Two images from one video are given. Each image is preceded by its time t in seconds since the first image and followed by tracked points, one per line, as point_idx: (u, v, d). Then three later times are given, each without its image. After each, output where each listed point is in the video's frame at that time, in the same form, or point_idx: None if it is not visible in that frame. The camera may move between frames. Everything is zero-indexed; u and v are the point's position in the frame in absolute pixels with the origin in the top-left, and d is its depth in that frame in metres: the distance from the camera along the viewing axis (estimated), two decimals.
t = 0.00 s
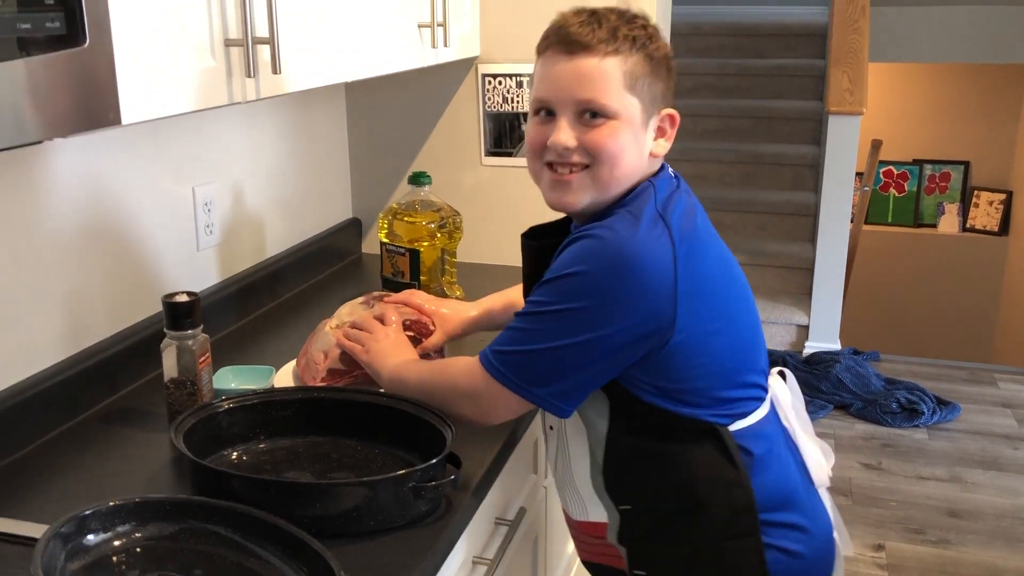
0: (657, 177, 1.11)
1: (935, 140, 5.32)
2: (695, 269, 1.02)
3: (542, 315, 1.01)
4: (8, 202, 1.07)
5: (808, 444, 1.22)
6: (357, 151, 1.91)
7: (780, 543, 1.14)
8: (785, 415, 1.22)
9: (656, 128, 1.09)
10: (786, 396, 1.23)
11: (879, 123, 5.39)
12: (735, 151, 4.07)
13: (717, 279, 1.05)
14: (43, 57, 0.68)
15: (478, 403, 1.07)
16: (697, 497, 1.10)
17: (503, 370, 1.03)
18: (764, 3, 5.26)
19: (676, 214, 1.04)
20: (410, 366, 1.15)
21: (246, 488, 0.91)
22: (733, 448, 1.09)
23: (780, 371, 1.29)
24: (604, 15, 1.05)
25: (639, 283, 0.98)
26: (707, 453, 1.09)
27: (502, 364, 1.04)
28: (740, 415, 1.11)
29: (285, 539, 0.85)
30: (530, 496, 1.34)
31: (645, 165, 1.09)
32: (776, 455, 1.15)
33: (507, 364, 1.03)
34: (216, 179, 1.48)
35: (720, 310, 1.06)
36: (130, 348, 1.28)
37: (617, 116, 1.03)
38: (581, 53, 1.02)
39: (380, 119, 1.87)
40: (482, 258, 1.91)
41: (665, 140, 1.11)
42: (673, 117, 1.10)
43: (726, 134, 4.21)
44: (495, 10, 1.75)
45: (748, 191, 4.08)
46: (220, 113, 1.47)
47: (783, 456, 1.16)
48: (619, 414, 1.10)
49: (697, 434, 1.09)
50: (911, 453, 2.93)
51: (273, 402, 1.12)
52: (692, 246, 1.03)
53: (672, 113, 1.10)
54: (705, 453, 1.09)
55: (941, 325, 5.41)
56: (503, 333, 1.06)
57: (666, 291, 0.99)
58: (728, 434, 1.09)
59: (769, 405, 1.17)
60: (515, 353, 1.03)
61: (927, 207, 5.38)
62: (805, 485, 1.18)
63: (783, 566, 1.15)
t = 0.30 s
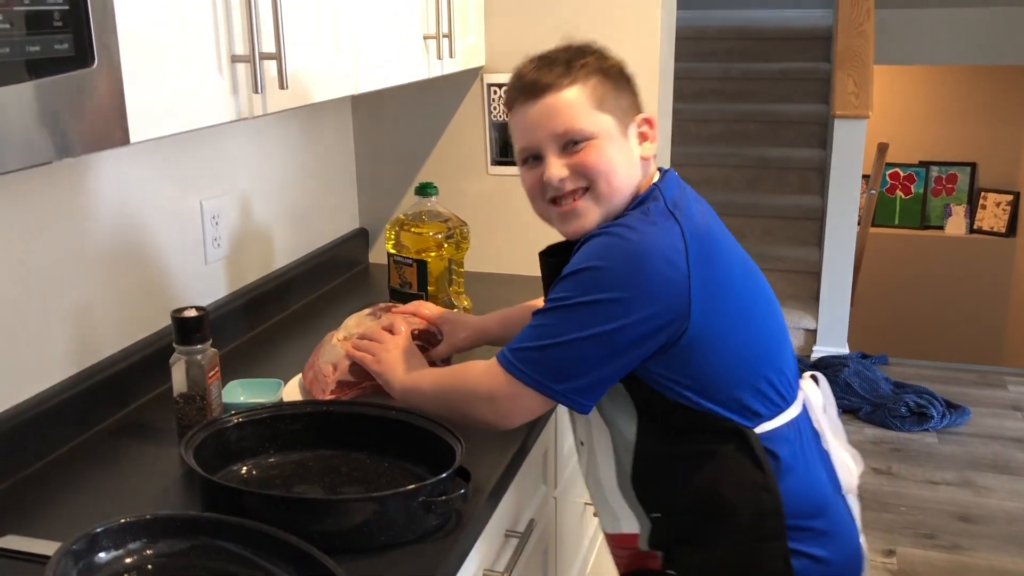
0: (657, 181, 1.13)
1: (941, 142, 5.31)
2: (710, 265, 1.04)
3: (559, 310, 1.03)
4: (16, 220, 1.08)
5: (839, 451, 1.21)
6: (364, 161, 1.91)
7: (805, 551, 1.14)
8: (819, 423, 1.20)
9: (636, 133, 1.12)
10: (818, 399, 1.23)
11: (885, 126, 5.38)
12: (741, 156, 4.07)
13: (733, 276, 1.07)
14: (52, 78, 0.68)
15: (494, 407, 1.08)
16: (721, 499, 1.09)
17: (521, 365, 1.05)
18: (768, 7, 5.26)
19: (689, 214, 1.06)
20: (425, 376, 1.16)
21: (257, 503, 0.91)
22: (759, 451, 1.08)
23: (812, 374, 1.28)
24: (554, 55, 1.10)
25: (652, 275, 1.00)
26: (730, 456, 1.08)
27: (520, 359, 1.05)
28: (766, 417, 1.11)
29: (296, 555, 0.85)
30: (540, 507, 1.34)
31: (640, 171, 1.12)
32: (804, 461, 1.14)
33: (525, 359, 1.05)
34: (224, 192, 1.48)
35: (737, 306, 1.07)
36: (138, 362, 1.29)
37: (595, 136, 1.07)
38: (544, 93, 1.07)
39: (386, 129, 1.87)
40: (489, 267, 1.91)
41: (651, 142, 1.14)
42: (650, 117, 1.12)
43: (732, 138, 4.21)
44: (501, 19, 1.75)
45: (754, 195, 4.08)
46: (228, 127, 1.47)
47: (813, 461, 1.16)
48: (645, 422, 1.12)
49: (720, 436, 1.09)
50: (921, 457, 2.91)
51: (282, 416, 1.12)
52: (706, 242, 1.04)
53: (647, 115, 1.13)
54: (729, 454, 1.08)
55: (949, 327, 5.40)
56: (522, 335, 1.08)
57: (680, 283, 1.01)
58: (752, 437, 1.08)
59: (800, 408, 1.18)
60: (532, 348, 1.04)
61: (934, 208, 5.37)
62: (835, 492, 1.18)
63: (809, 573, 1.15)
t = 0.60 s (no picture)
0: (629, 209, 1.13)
1: (945, 142, 5.30)
2: (733, 251, 1.05)
3: (578, 287, 1.01)
4: (19, 228, 1.08)
5: (880, 443, 1.21)
6: (367, 166, 1.91)
7: (852, 542, 1.14)
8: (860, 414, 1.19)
9: (567, 195, 1.16)
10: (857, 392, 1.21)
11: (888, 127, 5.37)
12: (744, 157, 4.07)
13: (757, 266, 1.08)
14: (53, 86, 0.68)
15: (504, 386, 1.05)
16: (766, 496, 1.10)
17: (538, 342, 1.02)
18: (770, 9, 5.25)
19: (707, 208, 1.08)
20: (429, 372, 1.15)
21: (263, 511, 0.91)
22: (802, 447, 1.09)
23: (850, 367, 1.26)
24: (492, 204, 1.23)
25: (668, 260, 1.01)
26: (774, 453, 1.09)
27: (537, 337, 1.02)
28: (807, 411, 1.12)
29: (304, 563, 0.84)
30: (547, 512, 1.33)
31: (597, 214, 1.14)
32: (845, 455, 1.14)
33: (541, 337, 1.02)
34: (228, 199, 1.48)
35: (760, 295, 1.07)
36: (143, 368, 1.28)
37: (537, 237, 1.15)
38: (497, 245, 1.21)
39: (389, 133, 1.87)
40: (494, 270, 1.90)
41: (585, 186, 1.16)
42: (568, 173, 1.16)
43: (736, 140, 4.20)
44: (503, 23, 1.75)
45: (758, 196, 4.07)
46: (231, 133, 1.47)
47: (856, 451, 1.16)
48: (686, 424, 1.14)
49: (761, 431, 1.10)
50: (927, 458, 2.90)
51: (287, 422, 1.11)
52: (727, 231, 1.06)
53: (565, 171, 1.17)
54: (773, 450, 1.09)
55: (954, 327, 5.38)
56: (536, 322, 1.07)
57: (699, 262, 1.02)
58: (795, 432, 1.09)
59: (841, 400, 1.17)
60: (549, 325, 1.02)
61: (938, 209, 5.35)
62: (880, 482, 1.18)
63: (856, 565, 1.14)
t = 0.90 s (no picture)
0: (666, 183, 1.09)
1: (944, 138, 5.29)
2: (760, 234, 1.03)
3: (605, 266, 1.00)
4: (16, 225, 1.07)
5: (864, 452, 1.18)
6: (365, 163, 1.90)
7: (818, 537, 1.13)
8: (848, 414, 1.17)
9: (609, 152, 1.10)
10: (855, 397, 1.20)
11: (887, 123, 5.37)
12: (743, 154, 4.06)
13: (784, 247, 1.06)
14: (49, 82, 0.68)
15: (532, 359, 1.02)
16: (738, 480, 1.11)
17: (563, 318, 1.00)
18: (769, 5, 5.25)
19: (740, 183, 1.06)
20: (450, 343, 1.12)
21: (262, 508, 0.90)
22: (783, 442, 1.09)
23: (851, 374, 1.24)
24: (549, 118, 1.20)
25: (696, 239, 0.99)
26: (754, 442, 1.10)
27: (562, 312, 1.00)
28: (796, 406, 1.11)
29: (302, 560, 0.84)
30: (547, 509, 1.33)
31: (636, 181, 1.10)
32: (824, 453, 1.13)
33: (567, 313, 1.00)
34: (225, 196, 1.48)
35: (785, 278, 1.06)
36: (141, 366, 1.28)
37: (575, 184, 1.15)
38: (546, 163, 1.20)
39: (388, 130, 1.87)
40: (492, 266, 1.90)
41: (631, 148, 1.10)
42: (614, 131, 1.09)
43: (734, 136, 4.20)
44: (501, 19, 1.74)
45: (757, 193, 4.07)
46: (228, 130, 1.47)
47: (833, 448, 1.15)
48: (676, 397, 1.14)
49: (746, 420, 1.10)
50: (928, 454, 2.90)
51: (285, 419, 1.11)
52: (757, 211, 1.04)
53: (614, 126, 1.09)
54: (752, 438, 1.10)
55: (953, 324, 5.38)
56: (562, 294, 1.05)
57: (727, 245, 1.01)
58: (779, 425, 1.09)
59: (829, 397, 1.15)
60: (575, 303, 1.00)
61: (938, 205, 5.35)
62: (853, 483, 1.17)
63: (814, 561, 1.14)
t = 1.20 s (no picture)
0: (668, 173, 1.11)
1: (942, 135, 5.30)
2: (743, 243, 1.06)
3: (597, 295, 1.06)
4: (15, 221, 1.08)
5: (814, 446, 1.27)
6: (363, 160, 1.91)
7: (768, 530, 1.17)
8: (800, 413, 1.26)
9: (631, 128, 1.09)
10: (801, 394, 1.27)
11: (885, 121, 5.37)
12: (742, 151, 4.07)
13: (765, 253, 1.10)
14: (47, 78, 0.68)
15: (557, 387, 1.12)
16: (698, 479, 1.13)
17: (570, 349, 1.09)
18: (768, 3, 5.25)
19: (725, 191, 1.08)
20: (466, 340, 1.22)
21: (259, 504, 0.91)
22: (744, 444, 1.11)
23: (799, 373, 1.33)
24: (571, 43, 1.14)
25: (681, 260, 1.02)
26: (716, 442, 1.12)
27: (569, 342, 1.09)
28: (761, 407, 1.14)
29: (299, 556, 0.84)
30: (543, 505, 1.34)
31: (642, 163, 1.12)
32: (778, 448, 1.18)
33: (572, 343, 1.09)
34: (224, 192, 1.48)
35: (768, 284, 1.10)
36: (140, 362, 1.28)
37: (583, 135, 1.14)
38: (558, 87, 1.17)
39: (387, 127, 1.87)
40: (489, 263, 1.90)
41: (651, 132, 1.09)
42: (643, 111, 1.07)
43: (733, 134, 4.20)
44: (499, 16, 1.74)
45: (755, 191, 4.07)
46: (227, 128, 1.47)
47: (785, 447, 1.20)
48: (647, 389, 1.14)
49: (711, 420, 1.12)
50: (925, 452, 2.90)
51: (283, 415, 1.11)
52: (741, 220, 1.07)
53: (644, 106, 1.08)
54: (715, 438, 1.12)
55: (951, 321, 5.39)
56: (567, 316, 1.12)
57: (712, 260, 1.04)
58: (741, 426, 1.11)
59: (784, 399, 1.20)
60: (577, 333, 1.08)
61: (936, 203, 5.35)
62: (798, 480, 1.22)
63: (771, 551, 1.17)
